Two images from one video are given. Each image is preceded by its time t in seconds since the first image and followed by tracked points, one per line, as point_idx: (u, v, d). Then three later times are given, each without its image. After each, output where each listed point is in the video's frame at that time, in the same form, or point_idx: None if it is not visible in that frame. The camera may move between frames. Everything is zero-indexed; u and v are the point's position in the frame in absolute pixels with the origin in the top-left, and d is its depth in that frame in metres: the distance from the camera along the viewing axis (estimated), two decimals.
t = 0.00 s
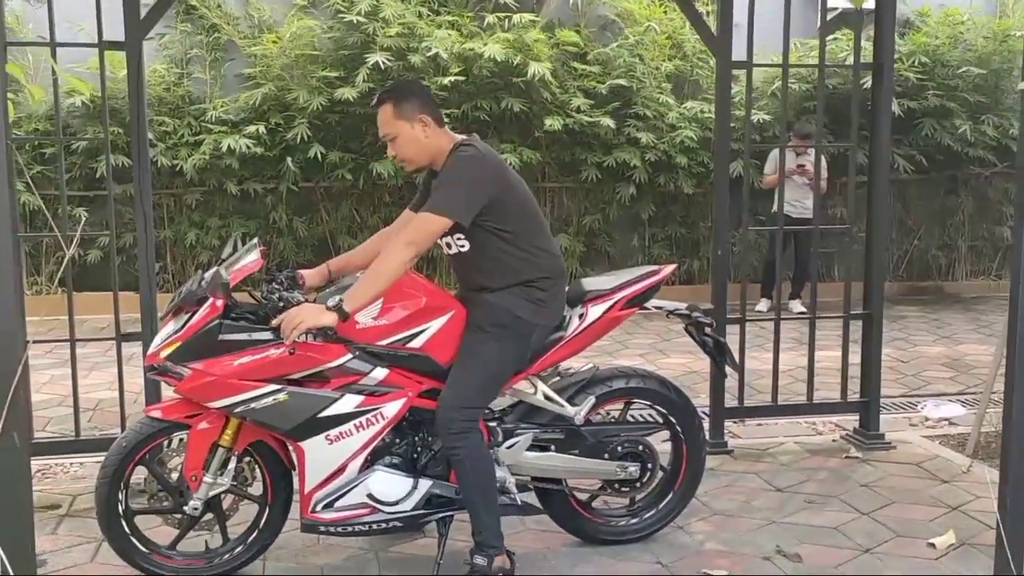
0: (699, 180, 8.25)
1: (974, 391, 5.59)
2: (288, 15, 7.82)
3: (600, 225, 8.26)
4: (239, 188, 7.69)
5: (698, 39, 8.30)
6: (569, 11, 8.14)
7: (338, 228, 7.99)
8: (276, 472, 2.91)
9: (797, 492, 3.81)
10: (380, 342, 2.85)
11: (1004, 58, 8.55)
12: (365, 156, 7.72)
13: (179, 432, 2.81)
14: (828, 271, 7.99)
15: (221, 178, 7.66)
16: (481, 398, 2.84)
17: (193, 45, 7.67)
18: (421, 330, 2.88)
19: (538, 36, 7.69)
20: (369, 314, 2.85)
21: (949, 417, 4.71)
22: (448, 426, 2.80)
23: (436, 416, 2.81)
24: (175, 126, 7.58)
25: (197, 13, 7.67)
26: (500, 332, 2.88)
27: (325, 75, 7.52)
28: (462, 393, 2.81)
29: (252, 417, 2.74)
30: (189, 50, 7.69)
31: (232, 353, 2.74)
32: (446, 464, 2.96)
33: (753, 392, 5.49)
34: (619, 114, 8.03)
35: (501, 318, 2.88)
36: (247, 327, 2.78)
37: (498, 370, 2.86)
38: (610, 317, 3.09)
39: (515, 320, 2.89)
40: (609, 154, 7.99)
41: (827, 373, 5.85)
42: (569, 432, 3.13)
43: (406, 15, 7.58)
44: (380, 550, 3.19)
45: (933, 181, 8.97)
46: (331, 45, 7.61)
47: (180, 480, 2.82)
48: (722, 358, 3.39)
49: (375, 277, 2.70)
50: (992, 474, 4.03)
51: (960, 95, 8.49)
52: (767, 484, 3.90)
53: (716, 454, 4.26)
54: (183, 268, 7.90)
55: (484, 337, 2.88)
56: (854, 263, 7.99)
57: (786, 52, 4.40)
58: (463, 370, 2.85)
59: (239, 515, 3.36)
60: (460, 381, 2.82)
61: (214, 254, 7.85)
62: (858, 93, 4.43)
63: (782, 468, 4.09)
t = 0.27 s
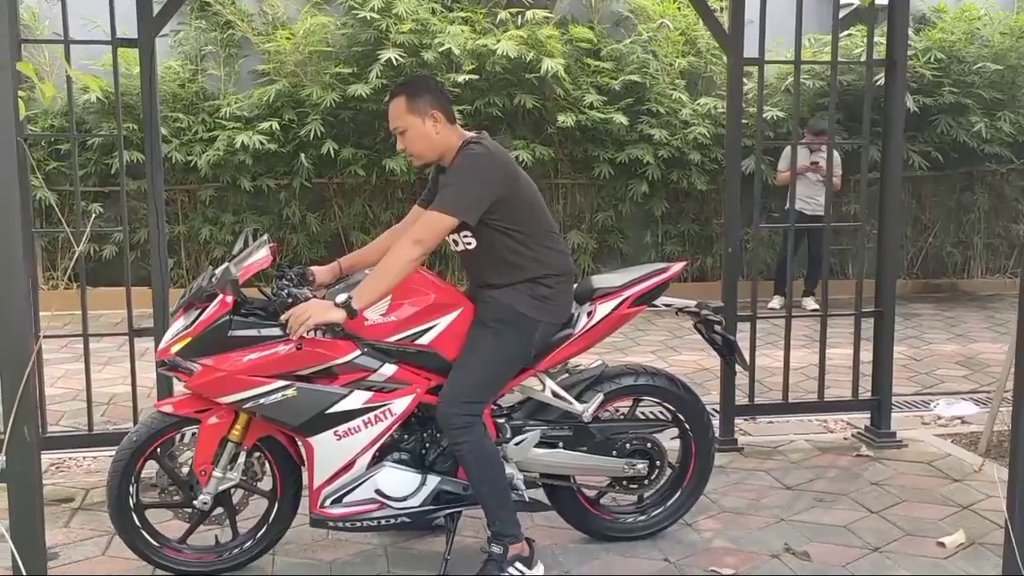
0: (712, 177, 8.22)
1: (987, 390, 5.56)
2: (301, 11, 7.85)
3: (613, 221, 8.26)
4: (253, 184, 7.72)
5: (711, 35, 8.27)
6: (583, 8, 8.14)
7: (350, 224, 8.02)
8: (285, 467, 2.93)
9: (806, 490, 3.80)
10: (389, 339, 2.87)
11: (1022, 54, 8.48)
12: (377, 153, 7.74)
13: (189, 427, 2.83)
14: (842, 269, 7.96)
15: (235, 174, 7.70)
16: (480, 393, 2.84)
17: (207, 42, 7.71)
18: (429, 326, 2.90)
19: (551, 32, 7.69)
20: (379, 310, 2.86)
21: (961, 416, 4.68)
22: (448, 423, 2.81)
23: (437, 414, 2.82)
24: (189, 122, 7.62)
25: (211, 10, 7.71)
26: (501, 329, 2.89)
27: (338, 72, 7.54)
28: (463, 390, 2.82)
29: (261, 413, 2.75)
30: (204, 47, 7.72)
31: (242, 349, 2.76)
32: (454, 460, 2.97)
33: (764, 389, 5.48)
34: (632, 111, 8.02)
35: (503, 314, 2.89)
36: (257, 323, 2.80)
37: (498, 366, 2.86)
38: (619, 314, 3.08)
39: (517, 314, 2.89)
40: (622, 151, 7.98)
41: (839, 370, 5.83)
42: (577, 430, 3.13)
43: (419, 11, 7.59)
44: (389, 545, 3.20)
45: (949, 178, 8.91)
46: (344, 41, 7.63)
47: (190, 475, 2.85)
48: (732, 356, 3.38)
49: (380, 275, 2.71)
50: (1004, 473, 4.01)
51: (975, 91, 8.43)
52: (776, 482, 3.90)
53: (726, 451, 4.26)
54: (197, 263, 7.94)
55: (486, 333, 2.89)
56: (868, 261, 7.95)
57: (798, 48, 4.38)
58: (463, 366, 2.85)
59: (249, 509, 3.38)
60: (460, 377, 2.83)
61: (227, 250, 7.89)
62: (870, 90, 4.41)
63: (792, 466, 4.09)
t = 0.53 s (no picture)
0: (723, 174, 8.20)
1: (998, 388, 5.54)
2: (313, 8, 7.87)
3: (623, 218, 8.25)
4: (264, 180, 7.74)
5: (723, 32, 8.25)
6: (594, 4, 8.13)
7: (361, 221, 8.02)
8: (293, 463, 2.94)
9: (815, 489, 3.79)
10: (396, 336, 2.88)
11: None
12: (388, 150, 7.75)
13: (197, 424, 2.84)
14: (853, 266, 7.93)
15: (247, 170, 7.73)
16: (481, 383, 2.85)
17: (219, 39, 7.72)
18: (435, 324, 2.90)
19: (561, 29, 7.70)
20: (386, 307, 2.87)
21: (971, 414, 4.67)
22: (449, 415, 2.82)
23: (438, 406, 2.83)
24: (201, 119, 7.65)
25: (223, 8, 7.73)
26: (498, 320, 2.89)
27: (349, 69, 7.56)
28: (463, 381, 2.83)
29: (269, 409, 2.77)
30: (216, 44, 7.73)
31: (249, 346, 2.77)
32: (462, 457, 2.98)
33: (774, 387, 5.47)
34: (643, 108, 8.01)
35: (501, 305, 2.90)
36: (266, 320, 2.80)
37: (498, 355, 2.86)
38: (626, 312, 3.08)
39: (514, 304, 2.90)
40: (632, 148, 7.97)
41: (849, 368, 5.81)
42: (585, 427, 3.13)
43: (430, 8, 7.59)
44: (397, 540, 3.21)
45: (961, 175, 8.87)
46: (355, 38, 7.65)
47: (199, 470, 2.86)
48: (740, 354, 3.38)
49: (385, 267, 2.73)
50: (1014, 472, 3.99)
51: (989, 88, 8.38)
52: (785, 480, 3.89)
53: (735, 449, 4.25)
54: (208, 259, 7.98)
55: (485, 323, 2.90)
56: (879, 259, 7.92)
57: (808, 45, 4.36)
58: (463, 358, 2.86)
59: (257, 504, 3.40)
60: (460, 368, 2.84)
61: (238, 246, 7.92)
62: (881, 87, 4.39)
63: (801, 464, 4.08)
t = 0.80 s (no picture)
0: (734, 171, 8.18)
1: (1011, 387, 5.51)
2: (323, 5, 7.88)
3: (634, 216, 8.24)
4: (275, 177, 7.76)
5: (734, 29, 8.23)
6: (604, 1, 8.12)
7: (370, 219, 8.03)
8: (303, 459, 2.95)
9: (826, 487, 3.78)
10: (406, 332, 2.88)
11: None
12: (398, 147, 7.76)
13: (207, 419, 2.85)
14: (864, 264, 7.90)
15: (257, 167, 7.75)
16: (486, 354, 2.86)
17: (229, 36, 7.74)
18: (445, 320, 2.91)
19: (572, 26, 7.70)
20: (396, 303, 2.88)
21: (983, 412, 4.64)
22: (457, 386, 2.81)
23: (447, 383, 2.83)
24: (212, 116, 7.67)
25: (234, 5, 7.74)
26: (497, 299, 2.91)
27: (359, 66, 7.58)
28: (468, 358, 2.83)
29: (278, 404, 2.78)
30: (226, 41, 7.76)
31: (260, 342, 2.78)
32: (471, 453, 2.99)
33: (785, 385, 5.45)
34: (653, 105, 7.99)
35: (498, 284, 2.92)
36: (276, 316, 2.81)
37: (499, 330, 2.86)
38: (636, 308, 3.07)
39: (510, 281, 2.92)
40: (643, 145, 7.95)
41: (860, 367, 5.79)
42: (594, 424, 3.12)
43: (440, 5, 7.60)
44: (406, 537, 3.22)
45: (974, 172, 8.82)
46: (366, 35, 7.66)
47: (209, 466, 2.87)
48: (750, 351, 3.37)
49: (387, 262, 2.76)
50: None
51: (1002, 85, 8.33)
52: (795, 478, 3.88)
53: (745, 447, 4.24)
54: (219, 256, 8.01)
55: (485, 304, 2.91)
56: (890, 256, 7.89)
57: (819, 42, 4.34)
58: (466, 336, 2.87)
59: (267, 501, 3.41)
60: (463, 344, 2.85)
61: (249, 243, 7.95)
62: (893, 84, 4.37)
63: (811, 463, 4.06)
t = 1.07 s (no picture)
0: (745, 169, 8.16)
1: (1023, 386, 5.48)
2: (334, 3, 7.89)
3: (644, 213, 8.22)
4: (285, 175, 7.77)
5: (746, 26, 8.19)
6: None
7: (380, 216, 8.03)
8: (312, 458, 2.96)
9: (836, 486, 3.76)
10: (413, 330, 2.89)
11: None
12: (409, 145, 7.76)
13: (216, 417, 2.86)
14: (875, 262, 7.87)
15: (267, 165, 7.76)
16: (515, 317, 2.93)
17: (240, 33, 7.75)
18: (453, 318, 2.91)
19: (582, 24, 7.69)
20: (403, 301, 2.89)
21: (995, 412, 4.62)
22: (498, 349, 2.88)
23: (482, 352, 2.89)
24: (223, 114, 7.68)
25: (245, 2, 7.75)
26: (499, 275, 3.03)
27: (369, 64, 7.58)
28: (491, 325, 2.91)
29: (286, 403, 2.78)
30: (237, 39, 7.76)
31: (268, 341, 2.79)
32: (479, 451, 2.99)
33: (795, 383, 5.43)
34: (664, 102, 7.97)
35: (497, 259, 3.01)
36: (284, 316, 2.82)
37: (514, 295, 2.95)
38: (645, 306, 3.07)
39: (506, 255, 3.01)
40: (653, 143, 7.94)
41: (870, 365, 5.76)
42: (603, 423, 3.11)
43: (450, 3, 7.59)
44: (414, 534, 3.22)
45: (986, 170, 8.77)
46: (376, 33, 7.66)
47: (218, 464, 2.88)
48: (759, 349, 3.37)
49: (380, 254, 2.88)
50: None
51: (1016, 82, 8.27)
52: (805, 477, 3.86)
53: (754, 445, 4.23)
54: (230, 253, 8.04)
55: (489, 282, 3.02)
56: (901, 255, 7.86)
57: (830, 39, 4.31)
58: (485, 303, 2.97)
59: (276, 498, 3.42)
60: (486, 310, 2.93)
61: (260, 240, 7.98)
62: (905, 82, 4.34)
63: (821, 461, 4.05)
